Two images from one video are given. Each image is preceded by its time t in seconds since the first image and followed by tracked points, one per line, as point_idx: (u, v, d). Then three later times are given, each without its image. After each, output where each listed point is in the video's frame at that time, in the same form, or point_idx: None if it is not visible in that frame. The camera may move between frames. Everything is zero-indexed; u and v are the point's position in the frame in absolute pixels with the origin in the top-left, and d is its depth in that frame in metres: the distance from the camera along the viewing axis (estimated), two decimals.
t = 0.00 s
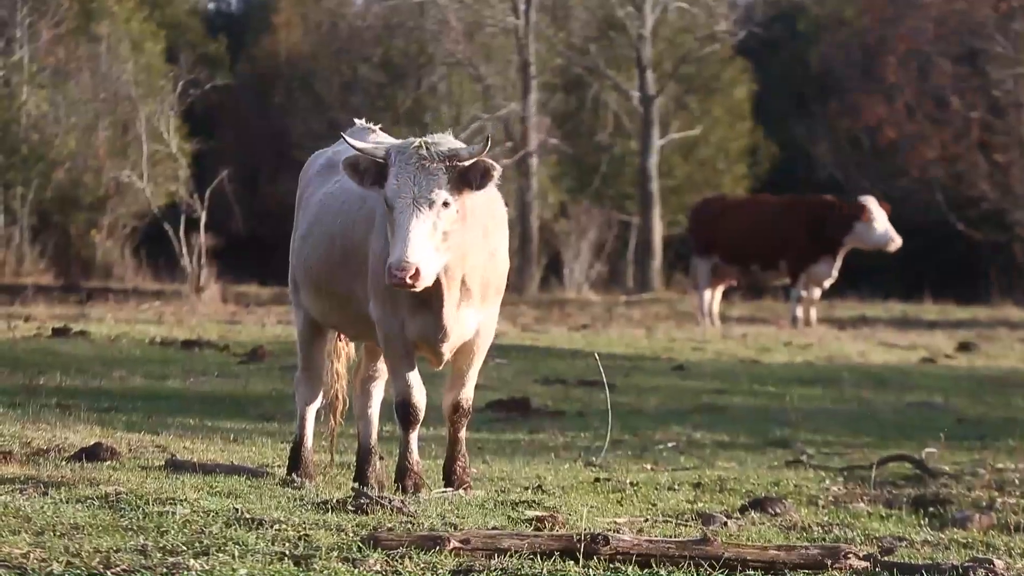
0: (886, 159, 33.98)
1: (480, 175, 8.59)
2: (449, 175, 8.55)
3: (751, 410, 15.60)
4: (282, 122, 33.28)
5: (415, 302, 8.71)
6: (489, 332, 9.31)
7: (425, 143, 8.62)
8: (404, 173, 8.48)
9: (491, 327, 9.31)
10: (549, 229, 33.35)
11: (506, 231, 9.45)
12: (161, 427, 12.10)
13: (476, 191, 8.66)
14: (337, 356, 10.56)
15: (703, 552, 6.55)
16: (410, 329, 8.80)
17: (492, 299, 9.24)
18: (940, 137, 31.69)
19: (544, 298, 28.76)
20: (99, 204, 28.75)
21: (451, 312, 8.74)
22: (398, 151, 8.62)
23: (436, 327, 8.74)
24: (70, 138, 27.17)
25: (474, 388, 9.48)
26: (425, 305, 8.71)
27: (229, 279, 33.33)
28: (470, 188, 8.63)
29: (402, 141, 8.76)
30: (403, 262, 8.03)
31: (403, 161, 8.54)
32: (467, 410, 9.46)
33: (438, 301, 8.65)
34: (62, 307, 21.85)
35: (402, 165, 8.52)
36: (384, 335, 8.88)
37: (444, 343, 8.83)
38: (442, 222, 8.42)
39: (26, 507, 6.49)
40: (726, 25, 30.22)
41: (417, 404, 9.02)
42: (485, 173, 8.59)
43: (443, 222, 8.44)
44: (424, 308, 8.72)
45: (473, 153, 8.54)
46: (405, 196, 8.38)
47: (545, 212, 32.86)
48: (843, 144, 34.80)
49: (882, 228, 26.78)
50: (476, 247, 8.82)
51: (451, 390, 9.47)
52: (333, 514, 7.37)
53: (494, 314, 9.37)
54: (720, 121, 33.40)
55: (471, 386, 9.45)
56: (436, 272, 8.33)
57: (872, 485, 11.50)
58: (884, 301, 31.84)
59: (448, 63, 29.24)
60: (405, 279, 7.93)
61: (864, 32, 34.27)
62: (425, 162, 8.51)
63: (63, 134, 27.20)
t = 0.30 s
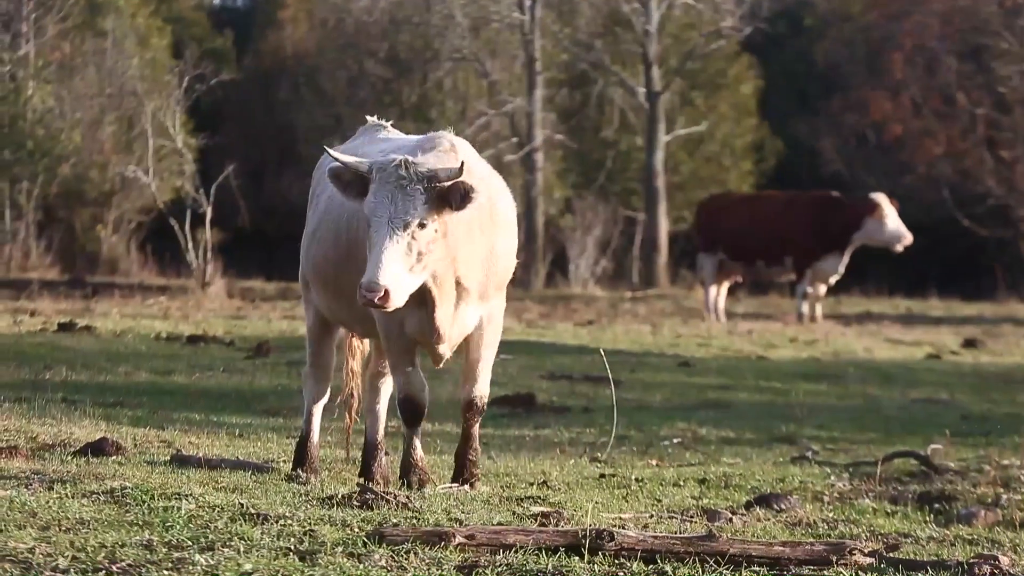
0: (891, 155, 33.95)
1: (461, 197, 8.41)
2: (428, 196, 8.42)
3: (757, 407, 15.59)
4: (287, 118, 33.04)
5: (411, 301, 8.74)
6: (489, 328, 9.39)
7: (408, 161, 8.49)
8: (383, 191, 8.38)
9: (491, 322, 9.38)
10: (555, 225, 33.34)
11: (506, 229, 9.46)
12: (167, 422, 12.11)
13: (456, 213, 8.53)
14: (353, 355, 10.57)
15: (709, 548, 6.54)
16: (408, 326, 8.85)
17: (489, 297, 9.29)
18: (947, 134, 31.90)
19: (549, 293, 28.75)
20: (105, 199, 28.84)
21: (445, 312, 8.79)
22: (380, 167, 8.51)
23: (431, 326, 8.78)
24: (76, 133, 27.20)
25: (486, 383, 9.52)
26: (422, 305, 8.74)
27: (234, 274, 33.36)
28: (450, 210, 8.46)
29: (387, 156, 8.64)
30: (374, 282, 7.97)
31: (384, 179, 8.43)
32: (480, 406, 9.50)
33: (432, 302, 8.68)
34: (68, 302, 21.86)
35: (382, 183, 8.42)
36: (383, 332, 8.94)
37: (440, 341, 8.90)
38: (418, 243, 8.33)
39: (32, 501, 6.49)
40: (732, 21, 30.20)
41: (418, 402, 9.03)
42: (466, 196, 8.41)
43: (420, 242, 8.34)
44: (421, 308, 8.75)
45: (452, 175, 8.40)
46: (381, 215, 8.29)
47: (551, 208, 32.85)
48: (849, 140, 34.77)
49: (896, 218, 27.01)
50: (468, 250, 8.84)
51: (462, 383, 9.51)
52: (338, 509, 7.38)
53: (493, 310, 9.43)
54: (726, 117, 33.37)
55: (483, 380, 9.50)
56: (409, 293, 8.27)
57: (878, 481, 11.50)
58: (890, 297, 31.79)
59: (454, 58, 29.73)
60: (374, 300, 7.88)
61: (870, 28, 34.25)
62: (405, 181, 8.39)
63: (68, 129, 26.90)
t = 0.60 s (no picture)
0: (897, 152, 33.92)
1: (454, 206, 8.45)
2: (420, 208, 8.43)
3: (762, 403, 15.58)
4: (291, 115, 33.17)
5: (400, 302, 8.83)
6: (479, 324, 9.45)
7: (398, 173, 8.50)
8: (373, 204, 8.37)
9: (482, 316, 9.46)
10: (560, 221, 33.33)
11: (500, 227, 9.52)
12: (173, 418, 12.13)
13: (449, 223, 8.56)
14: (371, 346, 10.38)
15: (715, 544, 6.54)
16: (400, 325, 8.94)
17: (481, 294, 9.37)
18: (953, 131, 31.88)
19: (555, 290, 28.75)
20: (110, 196, 28.94)
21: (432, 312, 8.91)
22: (371, 179, 8.50)
23: (418, 325, 8.92)
24: (81, 130, 27.21)
25: (463, 360, 9.16)
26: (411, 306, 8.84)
27: (240, 270, 33.39)
28: (444, 219, 8.49)
29: (377, 167, 8.62)
30: (366, 295, 7.99)
31: (374, 191, 8.43)
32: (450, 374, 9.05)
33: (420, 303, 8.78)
34: (75, 299, 21.88)
35: (372, 195, 8.41)
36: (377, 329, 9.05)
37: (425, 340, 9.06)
38: (410, 255, 8.35)
39: (38, 498, 6.49)
40: (737, 17, 30.17)
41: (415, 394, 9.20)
42: (460, 205, 8.46)
43: (410, 254, 8.36)
44: (412, 308, 8.85)
45: (444, 187, 8.40)
46: (373, 228, 8.29)
47: (556, 204, 32.83)
48: (855, 137, 34.71)
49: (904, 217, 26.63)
50: (458, 252, 8.91)
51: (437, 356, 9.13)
52: (344, 505, 7.38)
53: (485, 306, 9.50)
54: (731, 113, 33.33)
55: (458, 355, 9.14)
56: (400, 305, 8.31)
57: (883, 477, 11.50)
58: (896, 294, 31.76)
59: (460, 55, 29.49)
60: (368, 314, 7.91)
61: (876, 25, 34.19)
62: (396, 194, 8.39)
63: (74, 126, 27.00)
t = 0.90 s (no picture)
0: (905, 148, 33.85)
1: (456, 196, 8.45)
2: (424, 199, 8.36)
3: (769, 399, 15.57)
4: (298, 111, 33.21)
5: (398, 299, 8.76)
6: (472, 324, 9.41)
7: (397, 167, 8.40)
8: (377, 199, 8.25)
9: (476, 314, 9.44)
10: (567, 217, 33.31)
11: (494, 223, 9.48)
12: (180, 414, 12.14)
13: (452, 213, 8.51)
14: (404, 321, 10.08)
15: (722, 541, 6.53)
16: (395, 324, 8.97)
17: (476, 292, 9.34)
18: (960, 127, 31.85)
19: (562, 286, 28.73)
20: (118, 191, 28.96)
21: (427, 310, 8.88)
22: (370, 176, 8.37)
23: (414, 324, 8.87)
24: (89, 125, 27.24)
25: (454, 379, 9.29)
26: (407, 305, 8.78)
27: (247, 266, 33.41)
28: (446, 210, 8.48)
29: (372, 164, 8.52)
30: (379, 291, 7.84)
31: (376, 187, 8.30)
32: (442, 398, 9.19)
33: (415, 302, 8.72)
34: (82, 294, 21.91)
35: (374, 191, 8.29)
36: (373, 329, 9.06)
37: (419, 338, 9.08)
38: (416, 248, 8.25)
39: (45, 493, 6.49)
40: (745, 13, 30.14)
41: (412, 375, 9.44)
42: (462, 194, 8.46)
43: (416, 247, 8.26)
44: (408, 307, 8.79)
45: (446, 177, 8.37)
46: (379, 223, 8.15)
47: (564, 200, 32.82)
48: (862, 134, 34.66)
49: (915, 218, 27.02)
50: (453, 249, 8.85)
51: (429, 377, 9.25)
52: (351, 501, 7.38)
53: (479, 304, 9.47)
54: (739, 110, 33.27)
55: (450, 377, 9.27)
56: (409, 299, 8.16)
57: (891, 474, 11.50)
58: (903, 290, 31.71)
59: (467, 50, 29.78)
60: (382, 309, 7.75)
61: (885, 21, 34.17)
62: (399, 187, 8.29)
63: (82, 121, 27.23)
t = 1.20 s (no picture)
0: (912, 146, 33.78)
1: (461, 178, 8.49)
2: (429, 179, 8.34)
3: (774, 397, 15.55)
4: (306, 108, 33.04)
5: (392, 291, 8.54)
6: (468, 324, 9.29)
7: (399, 149, 8.35)
8: (382, 179, 8.16)
9: (470, 314, 9.31)
10: (573, 215, 33.28)
11: (491, 220, 9.42)
12: (186, 411, 12.13)
13: (456, 194, 8.53)
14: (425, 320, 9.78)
15: (728, 539, 6.52)
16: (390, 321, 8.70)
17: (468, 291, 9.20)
18: (966, 125, 31.62)
19: (568, 284, 28.72)
20: (123, 188, 28.96)
21: (424, 302, 8.65)
22: (372, 157, 8.29)
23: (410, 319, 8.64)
24: (95, 123, 27.23)
25: (457, 376, 9.37)
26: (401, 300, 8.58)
27: (253, 263, 33.42)
28: (450, 191, 8.51)
29: (372, 146, 8.46)
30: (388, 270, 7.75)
31: (380, 168, 8.22)
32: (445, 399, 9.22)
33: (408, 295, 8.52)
34: (88, 292, 21.89)
35: (378, 170, 8.21)
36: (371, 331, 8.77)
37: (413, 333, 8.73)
38: (420, 228, 8.17)
39: (51, 490, 6.49)
40: (751, 11, 30.08)
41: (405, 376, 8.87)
42: (467, 175, 8.49)
43: (422, 227, 8.21)
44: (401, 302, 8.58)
45: (452, 158, 8.40)
46: (385, 202, 8.05)
47: (570, 198, 32.80)
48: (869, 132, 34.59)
49: (923, 214, 27.25)
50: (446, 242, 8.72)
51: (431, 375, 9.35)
52: (358, 499, 7.38)
53: (477, 301, 9.39)
54: (745, 108, 33.22)
55: (452, 376, 9.34)
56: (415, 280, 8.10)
57: (896, 472, 11.49)
58: (909, 288, 31.68)
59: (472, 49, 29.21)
60: (393, 287, 7.64)
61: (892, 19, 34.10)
62: (403, 167, 8.24)
63: (87, 120, 26.93)
